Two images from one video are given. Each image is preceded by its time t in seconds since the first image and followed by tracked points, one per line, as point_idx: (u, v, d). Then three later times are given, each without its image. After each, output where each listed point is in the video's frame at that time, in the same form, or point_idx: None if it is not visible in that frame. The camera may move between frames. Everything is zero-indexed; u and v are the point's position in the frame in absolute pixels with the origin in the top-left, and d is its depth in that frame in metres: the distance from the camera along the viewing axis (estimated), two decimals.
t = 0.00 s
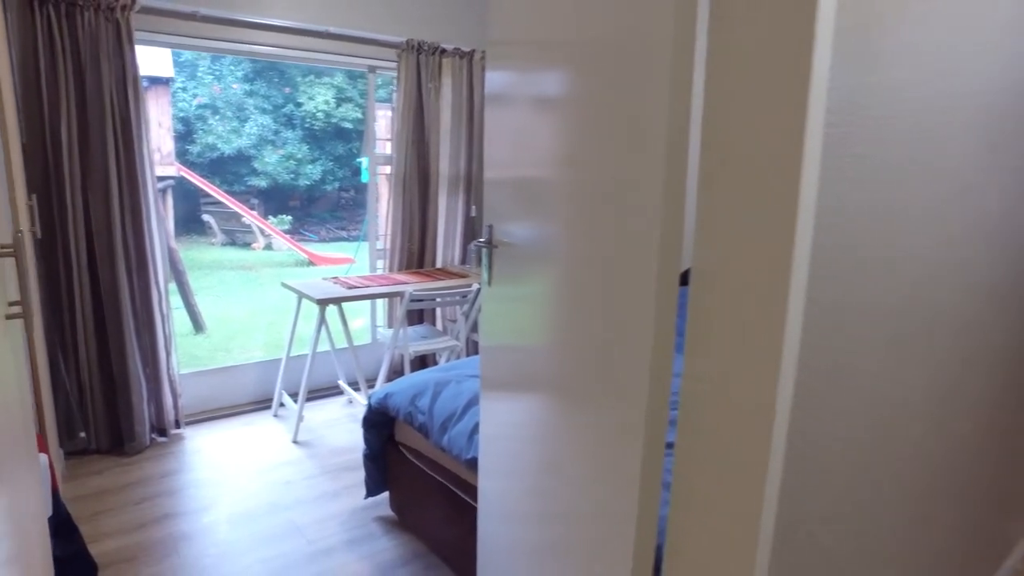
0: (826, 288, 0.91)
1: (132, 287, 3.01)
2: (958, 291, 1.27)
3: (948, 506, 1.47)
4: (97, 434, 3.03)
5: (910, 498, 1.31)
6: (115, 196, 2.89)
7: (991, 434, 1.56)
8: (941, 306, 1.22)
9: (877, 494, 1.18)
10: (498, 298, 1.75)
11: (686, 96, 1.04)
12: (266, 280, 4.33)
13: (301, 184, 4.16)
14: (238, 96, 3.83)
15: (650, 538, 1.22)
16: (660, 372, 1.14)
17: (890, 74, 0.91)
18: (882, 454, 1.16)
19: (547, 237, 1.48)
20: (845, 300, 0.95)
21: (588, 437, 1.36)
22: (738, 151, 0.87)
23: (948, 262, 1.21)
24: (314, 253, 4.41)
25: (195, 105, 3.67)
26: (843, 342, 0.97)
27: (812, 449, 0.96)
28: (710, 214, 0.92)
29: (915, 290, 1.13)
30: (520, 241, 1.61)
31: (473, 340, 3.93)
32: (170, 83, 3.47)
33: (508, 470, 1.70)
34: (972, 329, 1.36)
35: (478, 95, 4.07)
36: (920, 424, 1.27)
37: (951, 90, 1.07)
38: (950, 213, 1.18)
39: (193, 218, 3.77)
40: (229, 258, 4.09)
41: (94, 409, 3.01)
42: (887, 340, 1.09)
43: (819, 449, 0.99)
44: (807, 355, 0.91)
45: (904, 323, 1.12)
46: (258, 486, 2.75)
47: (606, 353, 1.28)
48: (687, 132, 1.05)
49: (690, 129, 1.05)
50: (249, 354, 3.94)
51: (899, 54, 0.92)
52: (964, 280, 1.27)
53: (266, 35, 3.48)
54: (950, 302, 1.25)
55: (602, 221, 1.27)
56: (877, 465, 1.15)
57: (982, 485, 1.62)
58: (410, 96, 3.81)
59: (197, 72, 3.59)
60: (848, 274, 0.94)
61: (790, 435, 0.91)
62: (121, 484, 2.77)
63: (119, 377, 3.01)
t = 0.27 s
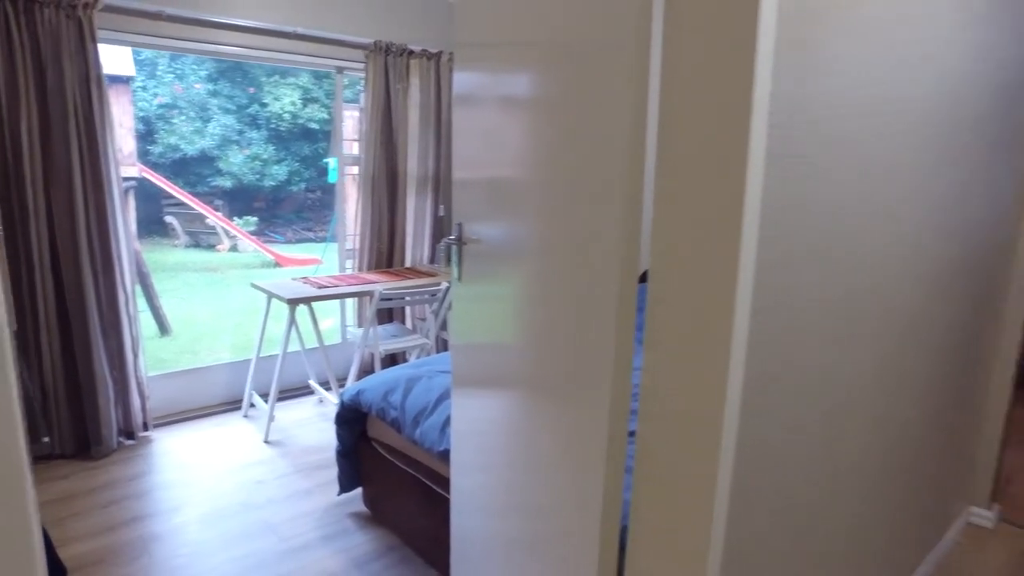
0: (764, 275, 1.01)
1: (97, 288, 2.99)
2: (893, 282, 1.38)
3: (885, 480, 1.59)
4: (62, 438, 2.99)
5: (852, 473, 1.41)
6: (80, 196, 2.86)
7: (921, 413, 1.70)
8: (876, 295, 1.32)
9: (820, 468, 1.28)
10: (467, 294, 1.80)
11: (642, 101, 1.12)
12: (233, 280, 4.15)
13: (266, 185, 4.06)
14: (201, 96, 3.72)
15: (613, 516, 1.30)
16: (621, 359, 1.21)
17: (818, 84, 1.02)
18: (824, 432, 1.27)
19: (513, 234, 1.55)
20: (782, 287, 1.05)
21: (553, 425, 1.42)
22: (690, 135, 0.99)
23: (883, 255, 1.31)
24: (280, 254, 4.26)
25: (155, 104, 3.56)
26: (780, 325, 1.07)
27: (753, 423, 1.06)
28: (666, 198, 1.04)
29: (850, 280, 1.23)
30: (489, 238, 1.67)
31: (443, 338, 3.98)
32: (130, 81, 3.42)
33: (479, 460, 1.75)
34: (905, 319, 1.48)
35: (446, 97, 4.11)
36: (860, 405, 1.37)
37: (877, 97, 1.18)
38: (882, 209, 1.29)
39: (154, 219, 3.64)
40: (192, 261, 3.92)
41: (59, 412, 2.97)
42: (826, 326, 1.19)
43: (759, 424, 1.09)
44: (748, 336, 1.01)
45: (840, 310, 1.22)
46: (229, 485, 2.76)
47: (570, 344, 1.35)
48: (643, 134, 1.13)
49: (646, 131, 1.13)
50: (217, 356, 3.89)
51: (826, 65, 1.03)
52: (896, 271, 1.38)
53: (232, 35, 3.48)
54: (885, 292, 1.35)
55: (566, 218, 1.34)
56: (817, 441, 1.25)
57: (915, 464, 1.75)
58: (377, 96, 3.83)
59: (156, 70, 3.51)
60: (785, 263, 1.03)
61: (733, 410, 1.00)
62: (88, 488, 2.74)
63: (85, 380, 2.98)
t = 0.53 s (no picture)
0: (710, 268, 1.08)
1: (50, 292, 2.93)
2: (832, 275, 1.47)
3: (830, 462, 1.69)
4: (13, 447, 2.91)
5: (797, 455, 1.50)
6: (31, 198, 2.80)
7: (862, 398, 1.80)
8: (816, 287, 1.41)
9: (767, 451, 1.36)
10: (430, 292, 1.84)
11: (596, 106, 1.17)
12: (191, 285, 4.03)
13: (222, 187, 3.99)
14: (153, 95, 3.61)
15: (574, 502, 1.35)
16: (579, 351, 1.27)
17: (758, 88, 1.09)
18: (770, 416, 1.35)
19: (475, 232, 1.59)
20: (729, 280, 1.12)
21: (515, 415, 1.47)
22: (641, 137, 1.06)
23: (822, 249, 1.40)
24: (239, 257, 4.18)
25: (104, 103, 3.42)
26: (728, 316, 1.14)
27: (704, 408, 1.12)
28: (620, 197, 1.10)
29: (792, 272, 1.31)
30: (451, 237, 1.71)
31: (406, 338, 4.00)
32: (78, 79, 3.27)
33: (444, 454, 1.79)
34: (845, 311, 1.58)
35: (406, 97, 4.13)
36: (804, 391, 1.46)
37: (815, 100, 1.25)
38: (821, 205, 1.37)
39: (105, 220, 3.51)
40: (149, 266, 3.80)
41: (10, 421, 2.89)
42: (770, 316, 1.26)
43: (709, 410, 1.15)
44: (697, 325, 1.08)
45: (783, 301, 1.30)
46: (190, 489, 2.73)
47: (531, 338, 1.40)
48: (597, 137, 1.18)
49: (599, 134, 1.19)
50: (176, 360, 3.81)
51: (764, 71, 1.10)
52: (835, 265, 1.48)
53: (189, 35, 3.45)
54: (825, 284, 1.45)
55: (525, 217, 1.39)
56: (763, 425, 1.33)
57: (857, 448, 1.86)
58: (338, 97, 3.83)
59: (103, 68, 3.38)
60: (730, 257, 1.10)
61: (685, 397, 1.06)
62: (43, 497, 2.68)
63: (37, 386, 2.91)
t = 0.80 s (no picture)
0: (653, 265, 1.13)
1: None
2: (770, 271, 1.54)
3: (773, 448, 1.78)
4: None
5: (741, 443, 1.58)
6: None
7: (802, 388, 1.90)
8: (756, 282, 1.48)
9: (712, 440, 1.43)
10: (387, 293, 1.86)
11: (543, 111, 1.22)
12: (137, 288, 3.90)
13: (171, 189, 3.91)
14: (96, 93, 3.51)
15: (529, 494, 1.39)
16: (530, 348, 1.31)
17: (696, 93, 1.15)
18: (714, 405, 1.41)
19: (429, 233, 1.62)
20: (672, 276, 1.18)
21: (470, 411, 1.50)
22: (585, 140, 1.11)
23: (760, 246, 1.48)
24: (191, 260, 4.11)
25: (41, 102, 3.31)
26: (671, 311, 1.20)
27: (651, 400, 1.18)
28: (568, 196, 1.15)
29: (732, 268, 1.37)
30: (406, 237, 1.74)
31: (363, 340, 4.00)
32: (12, 75, 3.19)
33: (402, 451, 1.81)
34: (784, 305, 1.66)
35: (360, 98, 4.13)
36: (746, 381, 1.53)
37: (750, 104, 1.32)
38: (759, 205, 1.44)
39: (46, 223, 3.39)
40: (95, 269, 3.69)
41: None
42: (712, 310, 1.33)
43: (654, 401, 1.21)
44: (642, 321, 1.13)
45: (724, 295, 1.37)
46: (143, 497, 2.68)
47: (485, 335, 1.43)
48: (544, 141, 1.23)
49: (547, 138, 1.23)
50: (127, 367, 3.72)
51: (702, 78, 1.16)
52: (774, 261, 1.55)
53: (135, 33, 3.38)
54: (764, 279, 1.52)
55: (477, 217, 1.42)
56: (708, 414, 1.40)
57: (799, 434, 1.96)
58: (291, 98, 3.81)
59: (39, 65, 3.28)
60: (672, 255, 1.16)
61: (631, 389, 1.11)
62: None
63: None
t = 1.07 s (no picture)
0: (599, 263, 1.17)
1: None
2: (714, 266, 1.60)
3: (721, 438, 1.84)
4: None
5: (689, 433, 1.63)
6: None
7: (749, 379, 1.97)
8: (700, 278, 1.54)
9: (661, 430, 1.47)
10: (341, 294, 1.86)
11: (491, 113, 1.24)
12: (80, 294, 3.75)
13: (116, 191, 3.79)
14: (31, 89, 3.37)
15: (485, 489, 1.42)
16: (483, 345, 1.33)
17: (637, 96, 1.19)
18: (663, 397, 1.46)
19: (382, 234, 1.63)
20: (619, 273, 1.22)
21: (426, 408, 1.52)
22: (532, 140, 1.14)
23: (704, 243, 1.53)
24: (136, 264, 3.97)
25: None
26: (619, 307, 1.24)
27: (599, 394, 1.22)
28: (516, 196, 1.18)
29: (677, 264, 1.42)
30: (359, 238, 1.75)
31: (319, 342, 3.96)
32: None
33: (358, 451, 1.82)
34: (729, 300, 1.72)
35: (312, 99, 4.08)
36: (693, 374, 1.59)
37: (692, 107, 1.37)
38: (703, 203, 1.50)
39: None
40: (34, 276, 3.53)
41: None
42: (658, 306, 1.38)
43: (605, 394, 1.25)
44: (589, 316, 1.17)
45: (670, 290, 1.41)
46: (90, 508, 2.61)
47: (438, 333, 1.45)
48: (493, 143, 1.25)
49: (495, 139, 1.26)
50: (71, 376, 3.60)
51: (644, 82, 1.20)
52: (718, 258, 1.61)
53: (74, 29, 3.28)
54: (709, 275, 1.58)
55: (429, 217, 1.44)
56: (656, 405, 1.44)
57: (746, 423, 2.03)
58: (241, 98, 3.75)
59: None
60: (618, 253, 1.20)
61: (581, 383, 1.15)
62: None
63: None
